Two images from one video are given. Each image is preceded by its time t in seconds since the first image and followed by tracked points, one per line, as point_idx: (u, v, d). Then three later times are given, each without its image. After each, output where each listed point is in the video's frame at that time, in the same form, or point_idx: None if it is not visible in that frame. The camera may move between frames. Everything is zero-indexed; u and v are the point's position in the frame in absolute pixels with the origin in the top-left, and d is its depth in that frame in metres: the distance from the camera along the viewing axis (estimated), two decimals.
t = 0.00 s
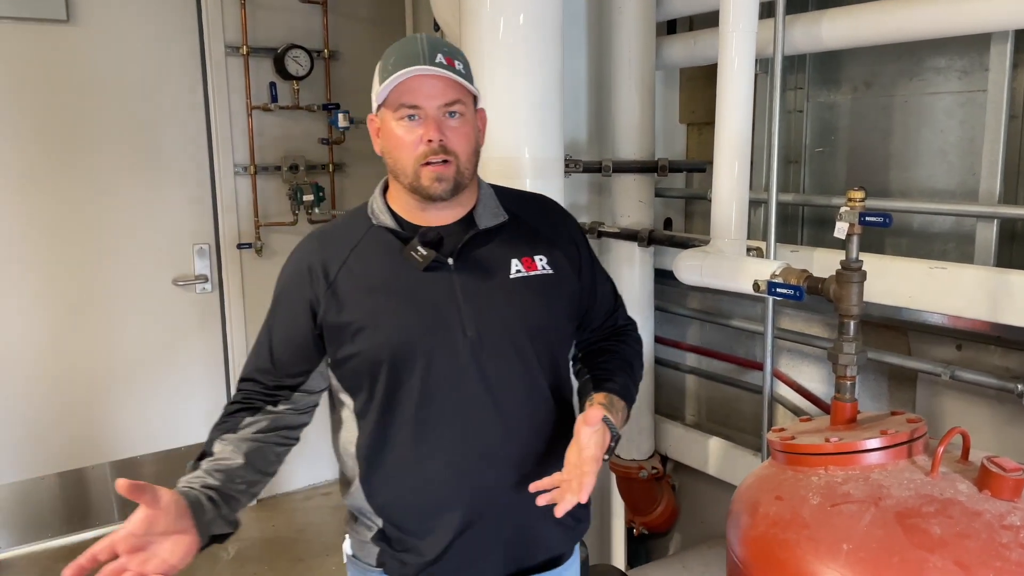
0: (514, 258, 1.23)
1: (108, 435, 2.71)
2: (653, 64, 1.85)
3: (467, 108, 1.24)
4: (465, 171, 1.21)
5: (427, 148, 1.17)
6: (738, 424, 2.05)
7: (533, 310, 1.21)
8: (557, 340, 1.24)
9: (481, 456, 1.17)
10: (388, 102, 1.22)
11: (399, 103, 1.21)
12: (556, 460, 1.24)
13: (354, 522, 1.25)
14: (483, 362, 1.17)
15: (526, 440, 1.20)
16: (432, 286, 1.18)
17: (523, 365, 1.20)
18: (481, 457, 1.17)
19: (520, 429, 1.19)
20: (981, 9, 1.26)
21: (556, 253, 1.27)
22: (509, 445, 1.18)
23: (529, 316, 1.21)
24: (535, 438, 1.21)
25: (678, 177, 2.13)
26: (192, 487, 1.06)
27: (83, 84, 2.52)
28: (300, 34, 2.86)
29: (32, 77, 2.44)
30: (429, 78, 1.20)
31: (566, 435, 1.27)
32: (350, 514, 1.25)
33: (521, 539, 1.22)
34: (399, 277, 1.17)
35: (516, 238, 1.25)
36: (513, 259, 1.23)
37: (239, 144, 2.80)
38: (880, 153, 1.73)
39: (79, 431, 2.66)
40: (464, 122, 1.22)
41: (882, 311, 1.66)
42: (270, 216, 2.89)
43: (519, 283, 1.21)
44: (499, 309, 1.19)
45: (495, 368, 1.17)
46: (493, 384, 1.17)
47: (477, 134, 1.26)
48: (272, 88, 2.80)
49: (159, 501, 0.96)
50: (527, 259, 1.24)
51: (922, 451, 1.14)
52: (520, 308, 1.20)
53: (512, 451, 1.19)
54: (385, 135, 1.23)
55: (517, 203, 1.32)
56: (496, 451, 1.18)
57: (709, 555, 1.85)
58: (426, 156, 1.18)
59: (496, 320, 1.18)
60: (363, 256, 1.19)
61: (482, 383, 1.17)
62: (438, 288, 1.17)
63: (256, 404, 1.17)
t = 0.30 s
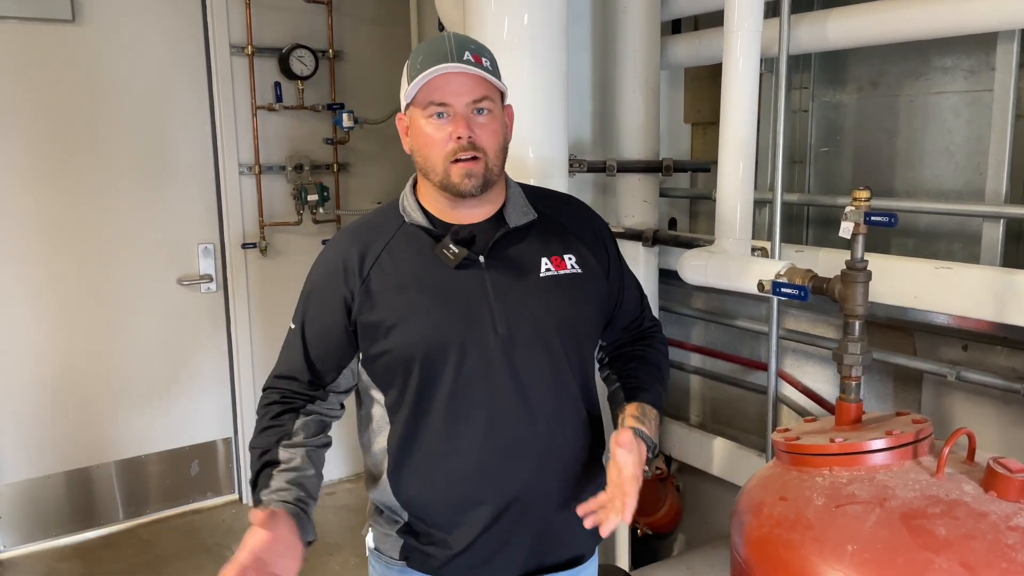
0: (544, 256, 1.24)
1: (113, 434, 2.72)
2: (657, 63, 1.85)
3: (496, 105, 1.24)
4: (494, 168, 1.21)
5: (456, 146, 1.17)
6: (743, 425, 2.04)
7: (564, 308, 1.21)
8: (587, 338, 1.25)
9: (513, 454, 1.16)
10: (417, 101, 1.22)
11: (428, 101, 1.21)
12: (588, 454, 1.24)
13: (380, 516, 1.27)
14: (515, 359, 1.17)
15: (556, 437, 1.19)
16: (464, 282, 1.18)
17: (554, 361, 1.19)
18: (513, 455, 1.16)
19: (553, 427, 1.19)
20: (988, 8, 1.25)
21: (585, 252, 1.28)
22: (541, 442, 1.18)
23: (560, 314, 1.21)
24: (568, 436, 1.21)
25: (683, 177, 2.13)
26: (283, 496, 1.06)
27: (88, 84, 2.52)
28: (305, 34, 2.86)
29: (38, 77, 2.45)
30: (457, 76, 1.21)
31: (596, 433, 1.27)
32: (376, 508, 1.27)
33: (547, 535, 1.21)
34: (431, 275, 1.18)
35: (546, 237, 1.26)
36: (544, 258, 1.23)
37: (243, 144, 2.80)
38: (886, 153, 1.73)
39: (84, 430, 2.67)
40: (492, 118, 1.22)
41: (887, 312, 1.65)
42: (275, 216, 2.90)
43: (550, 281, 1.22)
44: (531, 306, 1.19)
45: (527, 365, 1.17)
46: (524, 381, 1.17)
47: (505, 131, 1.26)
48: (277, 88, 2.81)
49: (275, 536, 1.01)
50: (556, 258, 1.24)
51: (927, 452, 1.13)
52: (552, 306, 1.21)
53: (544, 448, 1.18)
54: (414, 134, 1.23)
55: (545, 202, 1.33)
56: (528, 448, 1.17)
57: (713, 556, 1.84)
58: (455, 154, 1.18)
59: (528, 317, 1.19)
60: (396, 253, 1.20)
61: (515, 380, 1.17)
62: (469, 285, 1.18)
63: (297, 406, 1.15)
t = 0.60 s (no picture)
0: (544, 260, 1.24)
1: (113, 434, 2.72)
2: (658, 64, 1.84)
3: (500, 100, 1.24)
4: (497, 163, 1.21)
5: (460, 140, 1.17)
6: (743, 426, 2.04)
7: (562, 313, 1.22)
8: (583, 343, 1.25)
9: (506, 457, 1.16)
10: (420, 94, 1.22)
11: (432, 94, 1.20)
12: (580, 459, 1.24)
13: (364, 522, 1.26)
14: (509, 361, 1.16)
15: (550, 442, 1.19)
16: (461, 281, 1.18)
17: (550, 364, 1.19)
18: (506, 459, 1.16)
19: (546, 432, 1.19)
20: (989, 8, 1.24)
21: (584, 257, 1.29)
22: (535, 445, 1.18)
23: (555, 317, 1.21)
24: (561, 442, 1.20)
25: (684, 178, 2.12)
26: (352, 533, 1.20)
27: (88, 84, 2.52)
28: (306, 35, 2.86)
29: (39, 77, 2.45)
30: (462, 70, 1.20)
31: (588, 439, 1.26)
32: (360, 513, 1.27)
33: (533, 541, 1.20)
34: (428, 273, 1.18)
35: (546, 240, 1.26)
36: (544, 262, 1.24)
37: (244, 145, 2.80)
38: (887, 153, 1.72)
39: (84, 431, 2.67)
40: (496, 113, 1.22)
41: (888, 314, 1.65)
42: (276, 217, 2.90)
43: (549, 284, 1.22)
44: (527, 308, 1.19)
45: (521, 367, 1.17)
46: (520, 383, 1.17)
47: (509, 127, 1.26)
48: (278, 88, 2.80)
49: (366, 571, 1.19)
50: (557, 263, 1.25)
51: (928, 455, 1.13)
52: (549, 309, 1.21)
53: (537, 452, 1.18)
54: (417, 127, 1.23)
55: (544, 203, 1.33)
56: (522, 451, 1.17)
57: (713, 558, 1.84)
58: (458, 147, 1.17)
59: (523, 319, 1.19)
60: (395, 247, 1.19)
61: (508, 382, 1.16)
62: (466, 284, 1.18)
63: (305, 416, 1.20)
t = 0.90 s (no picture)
0: (532, 260, 1.24)
1: (110, 435, 2.72)
2: (656, 66, 1.84)
3: (487, 103, 1.23)
4: (484, 168, 1.21)
5: (447, 146, 1.16)
6: (742, 428, 2.03)
7: (549, 314, 1.22)
8: (570, 344, 1.25)
9: (494, 457, 1.16)
10: (406, 97, 1.21)
11: (418, 99, 1.20)
12: (567, 461, 1.24)
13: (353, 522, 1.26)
14: (497, 362, 1.16)
15: (536, 443, 1.19)
16: (450, 281, 1.18)
17: (538, 366, 1.19)
18: (493, 458, 1.16)
19: (533, 434, 1.19)
20: (987, 9, 1.24)
21: (572, 259, 1.30)
22: (521, 447, 1.18)
23: (543, 318, 1.21)
24: (546, 442, 1.21)
25: (682, 179, 2.12)
26: (335, 513, 1.18)
27: (85, 85, 2.52)
28: (304, 36, 2.86)
29: (36, 78, 2.44)
30: (449, 74, 1.19)
31: (575, 441, 1.27)
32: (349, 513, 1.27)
33: (519, 542, 1.21)
34: (416, 272, 1.17)
35: (535, 241, 1.27)
36: (532, 262, 1.24)
37: (242, 146, 2.79)
38: (884, 155, 1.72)
39: (81, 433, 2.66)
40: (483, 118, 1.22)
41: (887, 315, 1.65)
42: (273, 217, 2.89)
43: (536, 285, 1.23)
44: (514, 308, 1.20)
45: (510, 369, 1.17)
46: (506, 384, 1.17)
47: (495, 130, 1.25)
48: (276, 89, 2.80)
49: (351, 550, 1.18)
50: (545, 263, 1.25)
51: (926, 456, 1.13)
52: (536, 310, 1.21)
53: (524, 454, 1.18)
54: (403, 131, 1.22)
55: (532, 203, 1.34)
56: (509, 453, 1.17)
57: (712, 560, 1.83)
58: (445, 153, 1.17)
59: (510, 320, 1.19)
60: (382, 244, 1.19)
61: (497, 384, 1.16)
62: (455, 284, 1.18)
63: (280, 397, 1.19)
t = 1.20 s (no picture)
0: (520, 263, 1.24)
1: (106, 437, 2.71)
2: (653, 67, 1.84)
3: (471, 103, 1.23)
4: (470, 168, 1.20)
5: (430, 147, 1.16)
6: (738, 429, 2.03)
7: (539, 317, 1.22)
8: (559, 346, 1.25)
9: (485, 460, 1.16)
10: (389, 100, 1.21)
11: (401, 101, 1.19)
12: (558, 463, 1.24)
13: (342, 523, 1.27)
14: (488, 366, 1.16)
15: (527, 446, 1.19)
16: (440, 285, 1.17)
17: (527, 369, 1.19)
18: (485, 461, 1.16)
19: (524, 438, 1.18)
20: (983, 10, 1.24)
21: (561, 261, 1.29)
22: (512, 451, 1.17)
23: (533, 321, 1.21)
24: (539, 445, 1.20)
25: (678, 180, 2.12)
26: (332, 503, 1.18)
27: (81, 85, 2.51)
28: (300, 36, 2.85)
29: (32, 79, 2.44)
30: (431, 75, 1.19)
31: (565, 443, 1.26)
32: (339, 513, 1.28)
33: (511, 544, 1.21)
34: (405, 276, 1.17)
35: (524, 243, 1.27)
36: (521, 265, 1.24)
37: (238, 146, 2.79)
38: (881, 156, 1.72)
39: (76, 434, 2.65)
40: (467, 118, 1.21)
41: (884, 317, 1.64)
42: (269, 218, 2.89)
43: (524, 287, 1.22)
44: (503, 311, 1.19)
45: (500, 373, 1.17)
46: (494, 386, 1.16)
47: (481, 130, 1.25)
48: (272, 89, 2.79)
49: (354, 540, 1.17)
50: (534, 265, 1.25)
51: (922, 459, 1.12)
52: (526, 312, 1.21)
53: (514, 457, 1.18)
54: (387, 134, 1.22)
55: (522, 204, 1.33)
56: (500, 456, 1.17)
57: (708, 561, 1.83)
58: (429, 154, 1.17)
59: (500, 323, 1.18)
60: (371, 248, 1.19)
61: (488, 387, 1.16)
62: (446, 287, 1.18)
63: (268, 395, 1.20)
